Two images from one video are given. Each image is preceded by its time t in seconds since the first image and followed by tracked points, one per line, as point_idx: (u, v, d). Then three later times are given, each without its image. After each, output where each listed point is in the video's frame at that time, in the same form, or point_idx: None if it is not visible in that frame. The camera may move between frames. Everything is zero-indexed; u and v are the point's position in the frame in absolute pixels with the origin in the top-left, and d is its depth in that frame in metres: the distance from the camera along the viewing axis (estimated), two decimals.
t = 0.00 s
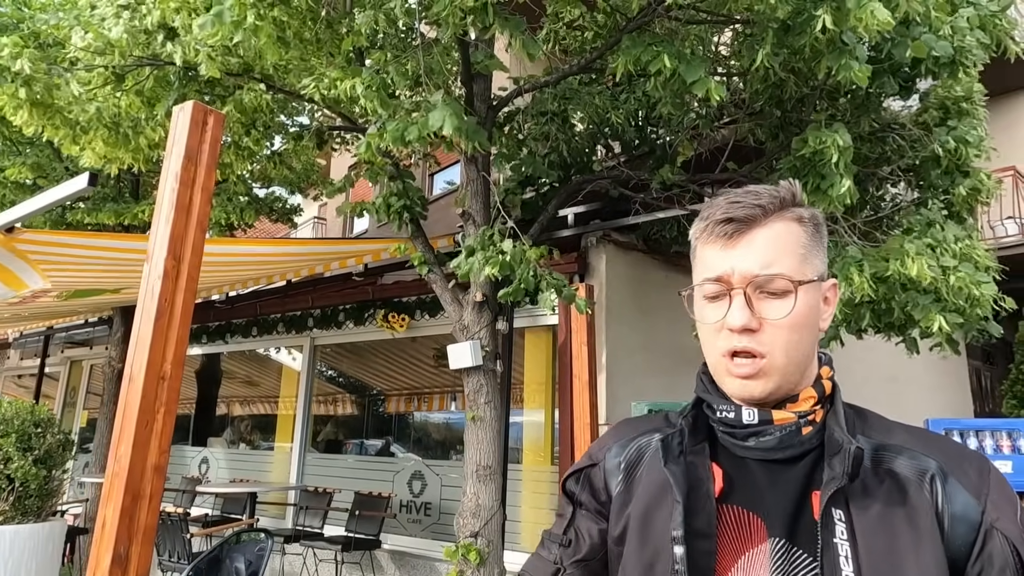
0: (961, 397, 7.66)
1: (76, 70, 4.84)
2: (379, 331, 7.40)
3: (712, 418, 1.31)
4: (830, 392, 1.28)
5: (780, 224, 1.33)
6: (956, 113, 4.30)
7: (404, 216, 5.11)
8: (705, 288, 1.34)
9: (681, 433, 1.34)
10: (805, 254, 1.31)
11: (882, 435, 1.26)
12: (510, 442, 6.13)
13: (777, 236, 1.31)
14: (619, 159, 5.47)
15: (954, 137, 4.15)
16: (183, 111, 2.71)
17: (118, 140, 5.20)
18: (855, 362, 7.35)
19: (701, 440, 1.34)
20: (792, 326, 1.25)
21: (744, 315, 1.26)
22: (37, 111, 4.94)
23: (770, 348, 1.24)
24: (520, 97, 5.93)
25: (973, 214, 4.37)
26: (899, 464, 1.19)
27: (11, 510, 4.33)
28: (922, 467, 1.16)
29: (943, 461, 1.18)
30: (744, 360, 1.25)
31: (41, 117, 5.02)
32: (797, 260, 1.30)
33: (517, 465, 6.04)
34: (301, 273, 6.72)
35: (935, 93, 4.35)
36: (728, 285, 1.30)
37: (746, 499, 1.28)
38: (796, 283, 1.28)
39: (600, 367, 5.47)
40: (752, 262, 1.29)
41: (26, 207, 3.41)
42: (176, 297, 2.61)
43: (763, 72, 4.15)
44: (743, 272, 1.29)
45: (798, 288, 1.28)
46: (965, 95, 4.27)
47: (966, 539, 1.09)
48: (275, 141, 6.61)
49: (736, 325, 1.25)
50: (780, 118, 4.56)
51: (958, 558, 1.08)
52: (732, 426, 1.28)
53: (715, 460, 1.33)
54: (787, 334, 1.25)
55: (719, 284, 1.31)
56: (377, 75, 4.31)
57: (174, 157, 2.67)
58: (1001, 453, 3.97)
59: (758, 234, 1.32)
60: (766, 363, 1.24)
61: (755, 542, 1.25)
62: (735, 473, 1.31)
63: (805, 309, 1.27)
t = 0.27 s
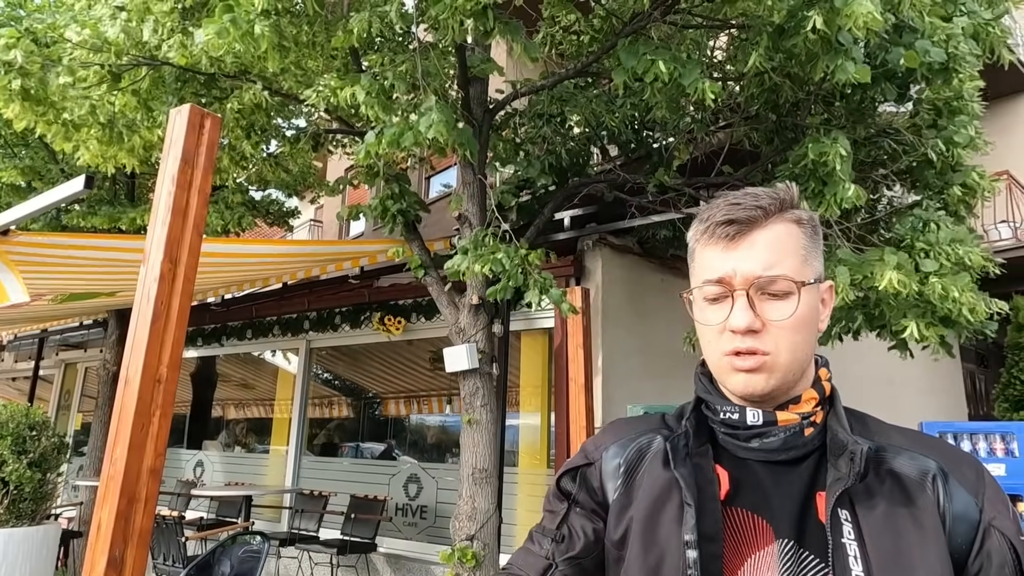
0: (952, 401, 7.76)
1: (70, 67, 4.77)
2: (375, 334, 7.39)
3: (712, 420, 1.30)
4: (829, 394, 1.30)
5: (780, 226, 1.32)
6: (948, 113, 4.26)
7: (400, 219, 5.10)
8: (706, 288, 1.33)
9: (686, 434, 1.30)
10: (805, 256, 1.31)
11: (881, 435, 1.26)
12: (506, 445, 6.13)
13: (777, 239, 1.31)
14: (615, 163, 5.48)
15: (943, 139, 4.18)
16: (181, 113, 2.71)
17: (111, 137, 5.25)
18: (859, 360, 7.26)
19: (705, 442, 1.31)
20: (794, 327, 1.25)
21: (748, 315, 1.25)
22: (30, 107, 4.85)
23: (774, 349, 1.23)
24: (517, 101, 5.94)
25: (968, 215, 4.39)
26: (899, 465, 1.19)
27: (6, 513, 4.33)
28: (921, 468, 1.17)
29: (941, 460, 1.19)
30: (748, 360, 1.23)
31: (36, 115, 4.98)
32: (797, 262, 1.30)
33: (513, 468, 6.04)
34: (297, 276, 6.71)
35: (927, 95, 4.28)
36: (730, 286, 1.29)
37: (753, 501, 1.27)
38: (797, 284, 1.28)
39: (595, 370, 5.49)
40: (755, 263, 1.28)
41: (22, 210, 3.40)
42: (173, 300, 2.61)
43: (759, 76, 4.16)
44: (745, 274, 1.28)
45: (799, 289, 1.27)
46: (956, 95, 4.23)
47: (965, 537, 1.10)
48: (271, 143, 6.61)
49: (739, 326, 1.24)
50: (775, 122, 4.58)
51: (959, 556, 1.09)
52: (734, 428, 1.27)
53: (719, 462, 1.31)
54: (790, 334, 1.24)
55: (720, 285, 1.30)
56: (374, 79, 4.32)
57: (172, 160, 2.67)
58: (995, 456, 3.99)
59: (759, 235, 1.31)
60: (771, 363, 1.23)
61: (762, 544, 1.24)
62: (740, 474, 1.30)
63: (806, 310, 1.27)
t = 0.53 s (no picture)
0: (947, 403, 7.78)
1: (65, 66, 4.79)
2: (372, 338, 7.39)
3: (713, 423, 1.31)
4: (830, 398, 1.30)
5: (782, 230, 1.33)
6: (944, 119, 4.26)
7: (397, 222, 5.11)
8: (707, 292, 1.33)
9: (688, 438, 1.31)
10: (805, 260, 1.32)
11: (881, 438, 1.27)
12: (504, 448, 6.12)
13: (778, 244, 1.31)
14: (613, 166, 5.50)
15: (938, 146, 4.17)
16: (179, 118, 2.72)
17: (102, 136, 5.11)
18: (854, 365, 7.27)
19: (706, 445, 1.32)
20: (795, 332, 1.25)
21: (749, 319, 1.25)
22: (20, 99, 4.76)
23: (774, 352, 1.24)
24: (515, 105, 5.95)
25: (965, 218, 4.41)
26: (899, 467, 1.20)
27: (3, 518, 4.33)
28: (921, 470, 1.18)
29: (939, 463, 1.19)
30: (748, 363, 1.24)
31: (26, 108, 4.87)
32: (798, 266, 1.30)
33: (510, 471, 6.05)
34: (295, 279, 6.71)
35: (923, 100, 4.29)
36: (731, 291, 1.30)
37: (755, 504, 1.28)
38: (798, 288, 1.28)
39: (594, 374, 5.48)
40: (756, 268, 1.29)
41: (20, 213, 3.40)
42: (171, 303, 2.61)
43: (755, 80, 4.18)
44: (746, 278, 1.29)
45: (800, 293, 1.28)
46: (954, 102, 4.23)
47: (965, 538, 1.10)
48: (269, 147, 6.61)
49: (740, 329, 1.25)
50: (772, 126, 4.59)
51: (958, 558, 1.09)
52: (735, 430, 1.28)
53: (720, 465, 1.32)
54: (790, 338, 1.25)
55: (722, 289, 1.30)
56: (372, 83, 4.33)
57: (169, 164, 2.67)
58: (991, 459, 4.01)
59: (760, 240, 1.32)
60: (771, 366, 1.23)
61: (765, 547, 1.25)
62: (742, 477, 1.30)
63: (807, 314, 1.28)
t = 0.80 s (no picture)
0: (942, 405, 7.85)
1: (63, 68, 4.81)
2: (370, 340, 7.39)
3: (714, 423, 1.31)
4: (830, 399, 1.30)
5: (778, 234, 1.34)
6: (940, 123, 4.33)
7: (395, 225, 5.11)
8: (705, 297, 1.34)
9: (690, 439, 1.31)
10: (801, 263, 1.33)
11: (881, 439, 1.26)
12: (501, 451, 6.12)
13: (775, 248, 1.32)
14: (611, 169, 5.51)
15: (938, 148, 4.23)
16: (177, 121, 2.72)
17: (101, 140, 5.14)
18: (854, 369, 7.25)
19: (707, 446, 1.32)
20: (793, 334, 1.26)
21: (747, 322, 1.26)
22: (18, 103, 4.85)
23: (773, 354, 1.25)
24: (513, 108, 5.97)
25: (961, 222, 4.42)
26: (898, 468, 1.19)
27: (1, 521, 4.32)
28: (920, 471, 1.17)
29: (938, 463, 1.18)
30: (747, 366, 1.25)
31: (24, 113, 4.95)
32: (794, 269, 1.31)
33: (508, 474, 6.05)
34: (293, 282, 6.71)
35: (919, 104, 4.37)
36: (729, 294, 1.30)
37: (756, 504, 1.28)
38: (795, 290, 1.29)
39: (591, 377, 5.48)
40: (753, 272, 1.30)
41: (18, 217, 3.39)
42: (170, 306, 2.61)
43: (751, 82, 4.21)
44: (743, 282, 1.29)
45: (796, 295, 1.29)
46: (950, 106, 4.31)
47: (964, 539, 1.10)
48: (266, 150, 6.62)
49: (738, 333, 1.25)
50: (769, 129, 4.61)
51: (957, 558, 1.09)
52: (735, 430, 1.28)
53: (722, 465, 1.32)
54: (789, 339, 1.25)
55: (720, 293, 1.31)
56: (369, 86, 4.34)
57: (168, 167, 2.67)
58: (988, 461, 4.02)
59: (757, 244, 1.32)
60: (770, 368, 1.24)
61: (765, 547, 1.25)
62: (743, 477, 1.31)
63: (804, 315, 1.28)
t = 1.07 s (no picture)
0: (937, 407, 7.89)
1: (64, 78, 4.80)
2: (367, 344, 7.40)
3: (707, 426, 1.33)
4: (822, 403, 1.29)
5: (736, 231, 1.38)
6: (930, 125, 4.40)
7: (393, 229, 5.12)
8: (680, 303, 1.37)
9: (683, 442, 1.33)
10: (765, 252, 1.36)
11: (874, 444, 1.24)
12: (499, 454, 6.14)
13: (734, 243, 1.35)
14: (607, 174, 5.53)
15: (932, 149, 4.27)
16: (177, 127, 2.74)
17: (103, 149, 5.19)
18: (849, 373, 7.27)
19: (701, 449, 1.33)
20: (768, 317, 1.27)
21: (720, 313, 1.28)
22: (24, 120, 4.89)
23: (752, 339, 1.26)
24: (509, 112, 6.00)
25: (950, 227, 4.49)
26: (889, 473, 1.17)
27: None
28: (911, 476, 1.15)
29: (929, 468, 1.16)
30: (730, 355, 1.26)
31: (30, 128, 4.97)
32: (759, 258, 1.34)
33: (506, 477, 6.05)
34: (290, 285, 6.71)
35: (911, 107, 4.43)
36: (700, 293, 1.33)
37: (747, 506, 1.28)
38: (762, 278, 1.31)
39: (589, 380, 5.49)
40: (718, 266, 1.33)
41: (17, 221, 3.41)
42: (168, 311, 2.62)
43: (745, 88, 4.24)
44: (711, 278, 1.33)
45: (765, 283, 1.31)
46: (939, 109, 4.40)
47: (953, 544, 1.07)
48: (264, 153, 6.63)
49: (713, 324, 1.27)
50: (764, 134, 4.63)
51: (945, 563, 1.07)
52: (727, 433, 1.30)
53: (715, 468, 1.33)
54: (764, 323, 1.27)
55: (692, 294, 1.34)
56: (367, 92, 4.36)
57: (167, 172, 2.69)
58: (981, 464, 4.03)
59: (719, 243, 1.36)
60: (750, 354, 1.25)
61: (753, 548, 1.25)
62: (735, 480, 1.31)
63: (775, 301, 1.30)
